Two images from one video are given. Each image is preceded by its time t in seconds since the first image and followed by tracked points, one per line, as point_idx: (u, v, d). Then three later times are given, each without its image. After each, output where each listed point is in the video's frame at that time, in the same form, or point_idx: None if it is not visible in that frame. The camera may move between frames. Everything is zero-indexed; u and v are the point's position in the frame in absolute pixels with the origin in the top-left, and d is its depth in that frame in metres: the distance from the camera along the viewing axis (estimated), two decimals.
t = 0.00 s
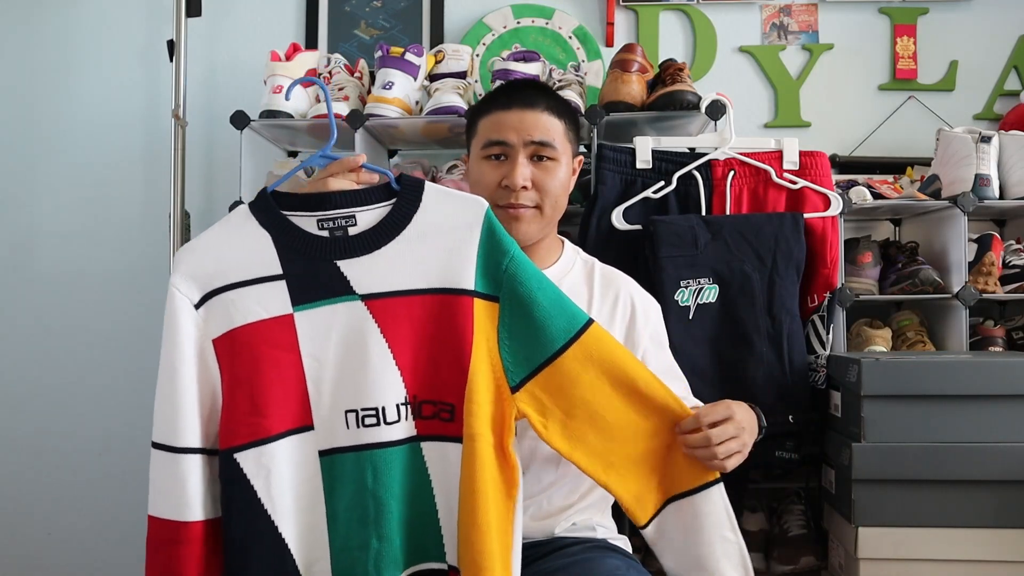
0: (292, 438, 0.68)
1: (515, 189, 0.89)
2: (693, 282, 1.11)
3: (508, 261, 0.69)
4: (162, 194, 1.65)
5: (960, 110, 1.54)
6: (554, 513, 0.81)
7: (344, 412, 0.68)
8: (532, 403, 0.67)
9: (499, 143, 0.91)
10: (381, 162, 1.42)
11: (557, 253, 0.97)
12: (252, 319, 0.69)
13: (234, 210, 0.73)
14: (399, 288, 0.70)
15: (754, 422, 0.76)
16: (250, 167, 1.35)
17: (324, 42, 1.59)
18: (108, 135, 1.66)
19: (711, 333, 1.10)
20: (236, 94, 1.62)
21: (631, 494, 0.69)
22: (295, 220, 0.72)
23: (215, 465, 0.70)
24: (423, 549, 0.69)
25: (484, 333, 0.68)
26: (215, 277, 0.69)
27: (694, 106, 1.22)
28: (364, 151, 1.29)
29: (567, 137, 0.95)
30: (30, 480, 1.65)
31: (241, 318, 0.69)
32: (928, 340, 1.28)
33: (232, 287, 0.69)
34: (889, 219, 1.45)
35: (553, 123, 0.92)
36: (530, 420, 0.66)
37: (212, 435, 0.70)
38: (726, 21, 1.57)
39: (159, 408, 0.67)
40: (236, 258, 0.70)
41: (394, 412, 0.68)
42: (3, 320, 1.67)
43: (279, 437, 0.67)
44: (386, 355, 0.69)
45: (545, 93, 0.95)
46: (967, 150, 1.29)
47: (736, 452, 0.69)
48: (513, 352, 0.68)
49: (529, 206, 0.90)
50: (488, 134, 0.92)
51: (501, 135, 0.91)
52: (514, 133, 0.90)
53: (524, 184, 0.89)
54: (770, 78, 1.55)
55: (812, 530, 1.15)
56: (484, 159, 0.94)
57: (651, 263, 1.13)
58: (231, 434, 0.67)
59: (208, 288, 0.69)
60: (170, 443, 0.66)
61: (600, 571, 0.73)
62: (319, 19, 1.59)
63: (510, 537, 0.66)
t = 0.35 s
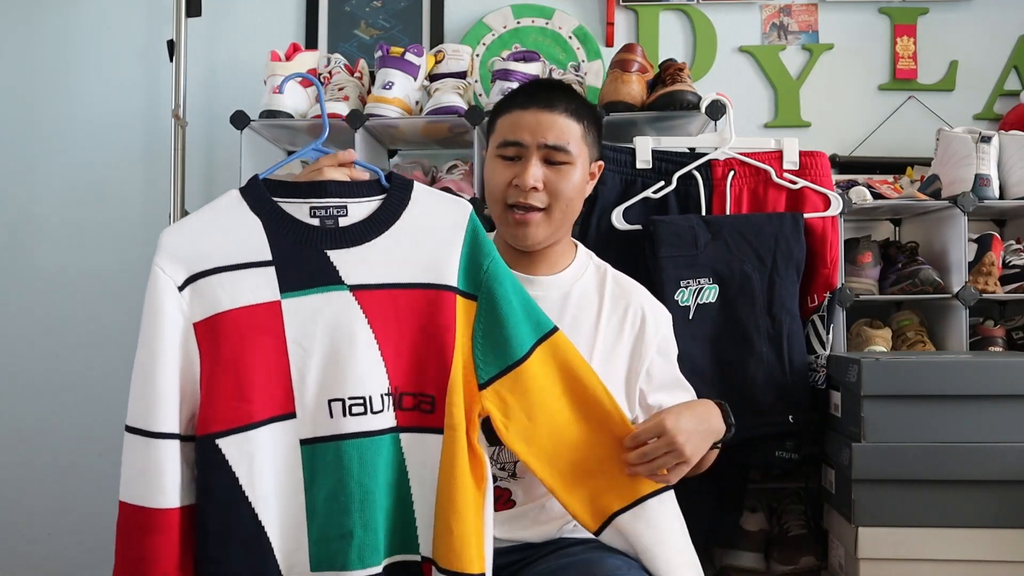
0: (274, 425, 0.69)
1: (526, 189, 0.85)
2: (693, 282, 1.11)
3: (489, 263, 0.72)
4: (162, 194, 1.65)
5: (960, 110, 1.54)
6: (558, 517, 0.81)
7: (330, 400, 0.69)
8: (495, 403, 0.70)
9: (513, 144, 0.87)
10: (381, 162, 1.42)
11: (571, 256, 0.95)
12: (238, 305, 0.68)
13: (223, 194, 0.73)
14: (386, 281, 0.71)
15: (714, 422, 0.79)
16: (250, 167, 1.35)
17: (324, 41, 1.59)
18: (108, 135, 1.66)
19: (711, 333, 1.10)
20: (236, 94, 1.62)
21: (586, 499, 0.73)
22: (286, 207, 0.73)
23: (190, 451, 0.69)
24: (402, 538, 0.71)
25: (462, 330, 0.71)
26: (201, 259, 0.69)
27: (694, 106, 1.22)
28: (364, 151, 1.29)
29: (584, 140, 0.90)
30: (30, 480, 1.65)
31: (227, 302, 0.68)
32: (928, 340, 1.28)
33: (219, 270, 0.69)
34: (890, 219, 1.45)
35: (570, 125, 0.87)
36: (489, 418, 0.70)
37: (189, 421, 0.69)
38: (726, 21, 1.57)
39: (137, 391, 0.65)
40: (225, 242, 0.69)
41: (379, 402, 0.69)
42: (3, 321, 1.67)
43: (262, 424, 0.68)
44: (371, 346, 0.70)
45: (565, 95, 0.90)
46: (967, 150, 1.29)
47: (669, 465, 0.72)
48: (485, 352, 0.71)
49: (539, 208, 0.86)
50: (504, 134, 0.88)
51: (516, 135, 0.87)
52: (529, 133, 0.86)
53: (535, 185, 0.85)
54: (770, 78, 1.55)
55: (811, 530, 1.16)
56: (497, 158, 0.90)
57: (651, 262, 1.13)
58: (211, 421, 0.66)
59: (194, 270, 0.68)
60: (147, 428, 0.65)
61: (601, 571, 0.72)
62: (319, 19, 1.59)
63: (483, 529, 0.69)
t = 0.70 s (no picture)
0: (267, 414, 0.69)
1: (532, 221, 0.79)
2: (693, 282, 1.11)
3: (472, 270, 0.76)
4: (162, 194, 1.65)
5: (960, 110, 1.54)
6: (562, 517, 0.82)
7: (324, 393, 0.71)
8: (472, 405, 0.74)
9: (526, 169, 0.80)
10: (381, 162, 1.42)
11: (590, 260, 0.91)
12: (240, 293, 0.69)
13: (230, 184, 0.74)
14: (378, 281, 0.74)
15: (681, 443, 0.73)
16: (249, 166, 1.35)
17: (324, 41, 1.59)
18: (108, 135, 1.66)
19: (711, 333, 1.10)
20: (236, 94, 1.62)
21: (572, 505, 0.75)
22: (289, 201, 0.75)
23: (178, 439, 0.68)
24: (382, 531, 0.73)
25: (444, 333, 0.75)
26: (207, 245, 0.69)
27: (694, 106, 1.22)
28: (364, 151, 1.30)
29: (605, 172, 0.81)
30: (29, 481, 1.64)
31: (230, 289, 0.69)
32: (928, 340, 1.28)
33: (224, 257, 0.70)
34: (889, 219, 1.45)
35: (588, 157, 0.79)
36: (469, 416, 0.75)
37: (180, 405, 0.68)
38: (726, 21, 1.57)
39: (132, 371, 0.64)
40: (229, 231, 0.70)
41: (367, 396, 0.72)
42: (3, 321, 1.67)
43: (257, 411, 0.68)
44: (362, 342, 0.72)
45: (589, 119, 0.80)
46: (967, 150, 1.29)
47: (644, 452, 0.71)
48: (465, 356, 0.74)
49: (545, 239, 0.81)
50: (519, 155, 0.81)
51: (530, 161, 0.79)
52: (543, 163, 0.78)
53: (541, 219, 0.79)
54: (770, 78, 1.55)
55: (811, 530, 1.16)
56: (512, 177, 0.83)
57: (651, 262, 1.13)
58: (204, 405, 0.66)
59: (198, 255, 0.69)
60: (142, 409, 0.63)
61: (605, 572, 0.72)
62: (320, 19, 1.59)
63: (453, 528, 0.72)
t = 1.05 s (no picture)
0: (277, 407, 0.70)
1: (547, 221, 0.78)
2: (693, 282, 1.11)
3: (483, 265, 0.75)
4: (162, 195, 1.65)
5: (960, 110, 1.54)
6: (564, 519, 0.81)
7: (335, 386, 0.70)
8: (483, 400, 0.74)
9: (542, 168, 0.79)
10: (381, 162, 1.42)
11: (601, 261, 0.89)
12: (248, 288, 0.70)
13: (242, 183, 0.75)
14: (387, 276, 0.74)
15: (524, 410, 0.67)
16: (250, 166, 1.35)
17: (324, 41, 1.59)
18: (108, 135, 1.66)
19: (711, 333, 1.10)
20: (236, 94, 1.62)
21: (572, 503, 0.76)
22: (298, 198, 0.75)
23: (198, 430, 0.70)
24: (391, 525, 0.74)
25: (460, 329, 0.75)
26: (218, 242, 0.70)
27: (694, 106, 1.21)
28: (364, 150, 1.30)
29: (619, 171, 0.80)
30: (30, 481, 1.65)
31: (238, 285, 0.70)
32: (928, 340, 1.28)
33: (234, 253, 0.70)
34: (889, 219, 1.45)
35: (603, 157, 0.78)
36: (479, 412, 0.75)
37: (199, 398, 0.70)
38: (726, 21, 1.57)
39: (154, 366, 0.66)
40: (238, 228, 0.71)
41: (376, 390, 0.72)
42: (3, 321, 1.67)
43: (267, 404, 0.69)
44: (371, 336, 0.73)
45: (603, 118, 0.79)
46: (967, 150, 1.29)
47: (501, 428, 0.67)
48: (477, 351, 0.74)
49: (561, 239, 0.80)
50: (534, 154, 0.80)
51: (545, 160, 0.79)
52: (558, 162, 0.78)
53: (557, 218, 0.78)
54: (770, 77, 1.55)
55: (811, 530, 1.16)
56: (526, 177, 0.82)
57: (651, 262, 1.13)
58: (219, 397, 0.68)
59: (208, 252, 0.70)
60: (168, 400, 0.65)
61: (606, 571, 0.72)
62: (320, 19, 1.59)
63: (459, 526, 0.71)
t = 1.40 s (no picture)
0: (274, 410, 0.69)
1: (558, 205, 0.80)
2: (693, 282, 1.11)
3: (483, 264, 0.75)
4: (162, 194, 1.65)
5: (960, 110, 1.54)
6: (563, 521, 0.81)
7: (333, 388, 0.71)
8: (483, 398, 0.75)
9: (549, 154, 0.82)
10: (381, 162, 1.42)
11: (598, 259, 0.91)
12: (245, 291, 0.70)
13: (239, 184, 0.75)
14: (387, 277, 0.74)
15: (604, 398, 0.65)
16: (250, 166, 1.35)
17: (324, 41, 1.59)
18: (108, 135, 1.66)
19: (711, 333, 1.10)
20: (236, 94, 1.62)
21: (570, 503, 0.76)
22: (295, 199, 0.75)
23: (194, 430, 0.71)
24: (392, 526, 0.74)
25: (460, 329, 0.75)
26: (214, 245, 0.70)
27: (694, 106, 1.22)
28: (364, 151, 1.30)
29: (623, 154, 0.84)
30: (30, 480, 1.65)
31: (235, 288, 0.70)
32: (928, 340, 1.28)
33: (230, 256, 0.70)
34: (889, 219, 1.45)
35: (608, 138, 0.82)
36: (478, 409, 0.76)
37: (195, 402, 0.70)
38: (727, 21, 1.57)
39: (149, 372, 0.67)
40: (236, 230, 0.71)
41: (376, 391, 0.72)
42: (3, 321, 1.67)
43: (265, 407, 0.69)
44: (370, 338, 0.73)
45: (604, 104, 0.83)
46: (967, 150, 1.29)
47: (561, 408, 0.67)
48: (477, 351, 0.74)
49: (570, 224, 0.81)
50: (538, 142, 0.83)
51: (551, 145, 0.81)
52: (566, 145, 0.81)
53: (567, 201, 0.80)
54: (770, 77, 1.55)
55: (811, 530, 1.16)
56: (530, 167, 0.84)
57: (651, 262, 1.13)
58: (215, 400, 0.68)
59: (205, 255, 0.70)
60: (159, 406, 0.66)
61: (606, 571, 0.72)
62: (320, 19, 1.59)
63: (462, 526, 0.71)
